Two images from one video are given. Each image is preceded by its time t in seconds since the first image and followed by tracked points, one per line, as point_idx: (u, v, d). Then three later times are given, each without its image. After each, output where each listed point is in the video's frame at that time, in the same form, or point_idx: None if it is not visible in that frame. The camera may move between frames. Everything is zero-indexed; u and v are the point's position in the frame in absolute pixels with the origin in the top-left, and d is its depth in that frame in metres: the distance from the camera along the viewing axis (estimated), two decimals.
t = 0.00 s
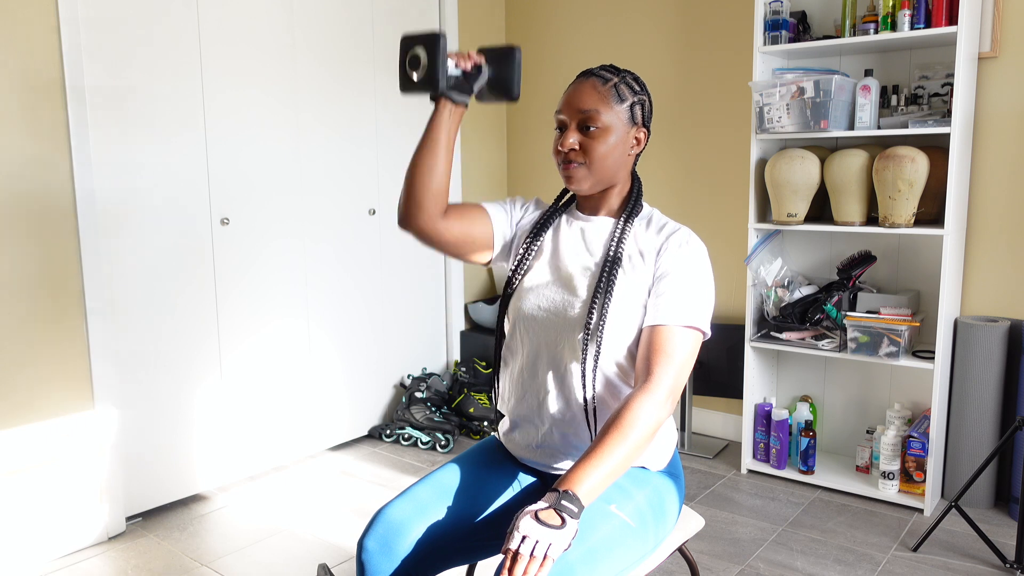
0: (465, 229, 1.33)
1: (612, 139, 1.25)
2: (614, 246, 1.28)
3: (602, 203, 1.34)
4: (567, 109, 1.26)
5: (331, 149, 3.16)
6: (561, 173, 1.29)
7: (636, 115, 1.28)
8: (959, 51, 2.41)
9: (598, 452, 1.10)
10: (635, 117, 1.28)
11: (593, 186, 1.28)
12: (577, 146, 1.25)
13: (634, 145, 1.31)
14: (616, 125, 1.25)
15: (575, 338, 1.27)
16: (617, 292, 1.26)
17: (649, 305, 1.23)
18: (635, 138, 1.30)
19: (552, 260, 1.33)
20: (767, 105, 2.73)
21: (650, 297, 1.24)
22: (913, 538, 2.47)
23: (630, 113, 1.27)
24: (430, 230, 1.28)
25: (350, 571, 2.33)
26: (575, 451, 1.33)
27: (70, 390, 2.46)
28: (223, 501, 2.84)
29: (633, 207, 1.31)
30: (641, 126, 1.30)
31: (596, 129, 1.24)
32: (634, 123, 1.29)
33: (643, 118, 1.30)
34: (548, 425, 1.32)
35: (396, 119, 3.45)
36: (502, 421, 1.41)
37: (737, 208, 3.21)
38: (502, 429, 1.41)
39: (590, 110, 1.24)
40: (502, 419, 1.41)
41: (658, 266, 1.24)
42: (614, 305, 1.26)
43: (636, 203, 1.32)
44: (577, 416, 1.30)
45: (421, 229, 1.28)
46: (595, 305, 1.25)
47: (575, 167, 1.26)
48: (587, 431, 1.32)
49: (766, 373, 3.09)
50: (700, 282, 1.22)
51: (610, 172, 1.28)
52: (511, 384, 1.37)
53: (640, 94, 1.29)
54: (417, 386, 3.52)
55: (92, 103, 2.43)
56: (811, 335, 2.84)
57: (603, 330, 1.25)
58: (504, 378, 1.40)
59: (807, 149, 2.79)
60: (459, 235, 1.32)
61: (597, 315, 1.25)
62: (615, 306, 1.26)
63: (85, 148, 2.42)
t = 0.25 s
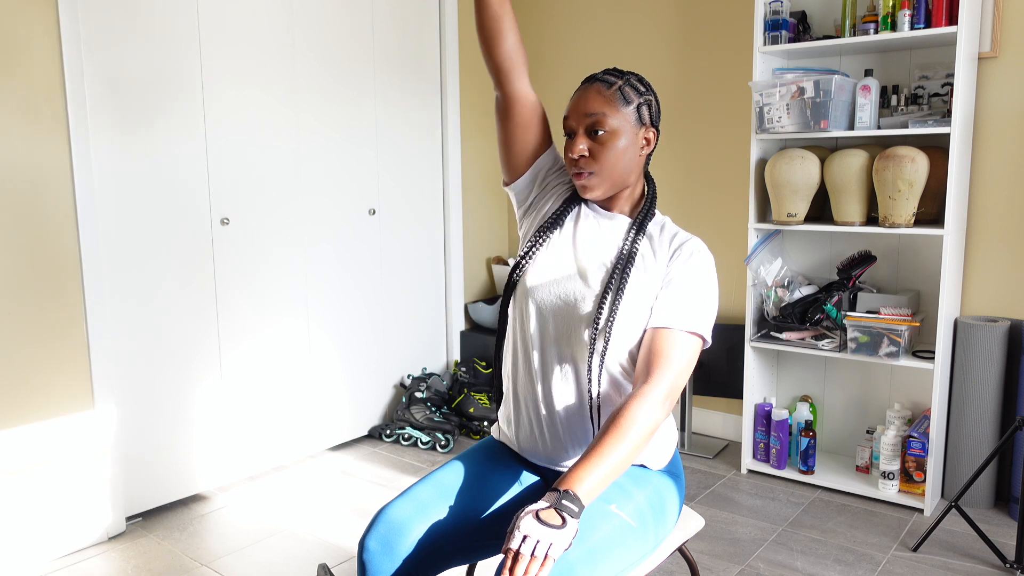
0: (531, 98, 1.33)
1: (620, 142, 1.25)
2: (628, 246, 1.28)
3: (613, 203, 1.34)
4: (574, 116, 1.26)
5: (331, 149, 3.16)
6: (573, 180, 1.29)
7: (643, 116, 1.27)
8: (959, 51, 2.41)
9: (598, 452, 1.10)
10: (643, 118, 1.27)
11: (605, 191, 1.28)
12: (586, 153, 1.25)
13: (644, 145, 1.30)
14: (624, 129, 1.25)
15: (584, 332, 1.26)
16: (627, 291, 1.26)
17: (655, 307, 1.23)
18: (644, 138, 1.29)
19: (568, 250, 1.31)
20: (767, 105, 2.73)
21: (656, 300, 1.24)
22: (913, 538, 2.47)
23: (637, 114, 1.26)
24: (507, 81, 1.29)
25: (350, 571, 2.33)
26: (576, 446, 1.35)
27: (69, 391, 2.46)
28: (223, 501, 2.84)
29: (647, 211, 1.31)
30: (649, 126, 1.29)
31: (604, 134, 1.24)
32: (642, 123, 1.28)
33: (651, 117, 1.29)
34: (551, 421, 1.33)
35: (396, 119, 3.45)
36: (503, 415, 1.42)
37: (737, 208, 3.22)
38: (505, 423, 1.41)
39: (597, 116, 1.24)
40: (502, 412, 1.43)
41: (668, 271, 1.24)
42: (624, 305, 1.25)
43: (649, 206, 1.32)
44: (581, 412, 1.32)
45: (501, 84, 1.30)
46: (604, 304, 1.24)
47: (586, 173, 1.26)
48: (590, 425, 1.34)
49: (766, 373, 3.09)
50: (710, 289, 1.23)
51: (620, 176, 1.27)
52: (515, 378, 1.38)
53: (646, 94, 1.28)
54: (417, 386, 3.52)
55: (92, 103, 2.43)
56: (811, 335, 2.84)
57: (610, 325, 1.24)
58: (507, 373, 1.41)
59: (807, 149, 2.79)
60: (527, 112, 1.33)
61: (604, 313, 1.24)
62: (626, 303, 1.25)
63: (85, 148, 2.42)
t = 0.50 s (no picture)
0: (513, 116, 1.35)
1: (624, 143, 1.25)
2: (629, 245, 1.27)
3: (616, 205, 1.33)
4: (579, 116, 1.26)
5: (331, 149, 3.16)
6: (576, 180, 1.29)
7: (649, 118, 1.27)
8: (959, 51, 2.41)
9: (598, 452, 1.10)
10: (649, 119, 1.27)
11: (608, 192, 1.28)
12: (590, 152, 1.25)
13: (649, 147, 1.30)
14: (629, 130, 1.25)
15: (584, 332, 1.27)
16: (627, 291, 1.26)
17: (655, 308, 1.23)
18: (649, 140, 1.29)
19: (569, 252, 1.31)
20: (767, 105, 2.73)
21: (657, 301, 1.24)
22: (913, 538, 2.46)
23: (642, 116, 1.26)
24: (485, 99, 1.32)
25: (349, 571, 2.33)
26: (577, 446, 1.35)
27: (70, 390, 2.46)
28: (223, 501, 2.84)
29: (648, 212, 1.30)
30: (654, 127, 1.29)
31: (608, 134, 1.24)
32: (648, 125, 1.28)
33: (657, 120, 1.29)
34: (551, 420, 1.33)
35: (396, 119, 3.45)
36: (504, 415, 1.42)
37: (737, 208, 3.22)
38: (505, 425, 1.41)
39: (602, 116, 1.24)
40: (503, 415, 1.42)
41: (668, 270, 1.24)
42: (624, 305, 1.25)
43: (651, 207, 1.31)
44: (581, 411, 1.32)
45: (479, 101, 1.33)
46: (603, 304, 1.24)
47: (589, 173, 1.26)
48: (590, 426, 1.33)
49: (766, 373, 3.09)
50: (709, 289, 1.22)
51: (624, 177, 1.27)
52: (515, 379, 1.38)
53: (652, 97, 1.28)
54: (417, 386, 3.52)
55: (92, 103, 2.43)
56: (811, 335, 2.85)
57: (609, 327, 1.24)
58: (507, 375, 1.41)
59: (807, 148, 2.79)
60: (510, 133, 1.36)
61: (604, 313, 1.25)
62: (625, 305, 1.25)
63: (85, 148, 2.42)
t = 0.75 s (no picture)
0: (470, 193, 1.35)
1: (630, 144, 1.25)
2: (625, 245, 1.28)
3: (613, 206, 1.34)
4: (588, 110, 1.26)
5: (331, 149, 3.16)
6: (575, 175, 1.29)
7: (657, 124, 1.27)
8: (959, 51, 2.41)
9: (599, 453, 1.10)
10: (657, 126, 1.27)
11: (605, 191, 1.28)
12: (594, 150, 1.25)
13: (652, 152, 1.30)
14: (636, 134, 1.25)
15: (581, 333, 1.27)
16: (625, 292, 1.26)
17: (653, 309, 1.23)
18: (654, 145, 1.29)
19: (563, 256, 1.32)
20: (767, 105, 2.73)
21: (655, 302, 1.24)
22: (913, 538, 2.47)
23: (651, 121, 1.26)
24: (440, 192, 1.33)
25: (350, 571, 2.33)
26: (577, 448, 1.35)
27: (70, 390, 2.46)
28: (223, 501, 2.84)
29: (645, 214, 1.31)
30: (661, 134, 1.29)
31: (615, 135, 1.24)
32: (655, 131, 1.28)
33: (665, 127, 1.29)
34: (550, 421, 1.33)
35: (396, 119, 3.45)
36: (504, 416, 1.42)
37: (737, 208, 3.22)
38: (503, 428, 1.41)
39: (612, 116, 1.23)
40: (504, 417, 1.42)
41: (666, 270, 1.24)
42: (621, 306, 1.25)
43: (648, 209, 1.32)
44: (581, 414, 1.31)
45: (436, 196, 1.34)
46: (601, 306, 1.25)
47: (590, 171, 1.26)
48: (589, 429, 1.33)
49: (766, 373, 3.09)
50: (706, 288, 1.22)
51: (624, 179, 1.27)
52: (514, 380, 1.38)
53: (664, 103, 1.28)
54: (417, 386, 3.52)
55: (92, 103, 2.43)
56: (811, 335, 2.85)
57: (609, 330, 1.24)
58: (506, 376, 1.40)
59: (807, 149, 2.79)
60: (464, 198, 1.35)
61: (602, 315, 1.25)
62: (622, 307, 1.25)
63: (85, 148, 2.42)
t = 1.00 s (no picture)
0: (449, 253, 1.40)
1: (630, 147, 1.25)
2: (620, 246, 1.28)
3: (608, 206, 1.34)
4: (592, 108, 1.25)
5: (331, 149, 3.16)
6: (570, 170, 1.29)
7: (658, 130, 1.28)
8: (959, 51, 2.41)
9: (599, 454, 1.10)
10: (657, 132, 1.28)
11: (600, 190, 1.29)
12: (593, 150, 1.25)
13: (649, 157, 1.31)
14: (637, 138, 1.25)
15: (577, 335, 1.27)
16: (621, 293, 1.26)
17: (650, 309, 1.23)
18: (652, 150, 1.30)
19: (558, 261, 1.33)
20: (767, 105, 2.73)
21: (652, 301, 1.24)
22: (913, 538, 2.47)
23: (652, 126, 1.27)
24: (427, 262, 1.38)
25: (350, 571, 2.32)
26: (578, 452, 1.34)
27: (70, 390, 2.46)
28: (223, 501, 2.84)
29: (639, 215, 1.32)
30: (660, 139, 1.30)
31: (616, 137, 1.24)
32: (655, 137, 1.29)
33: (664, 133, 1.30)
34: (548, 425, 1.33)
35: (396, 119, 3.45)
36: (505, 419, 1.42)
37: (737, 208, 3.22)
38: (504, 429, 1.41)
39: (616, 117, 1.23)
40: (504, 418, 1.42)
41: (661, 270, 1.25)
42: (618, 307, 1.26)
43: (642, 210, 1.33)
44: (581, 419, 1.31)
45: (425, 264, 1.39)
46: (597, 309, 1.25)
47: (587, 169, 1.26)
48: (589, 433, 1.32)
49: (766, 373, 3.09)
50: (702, 286, 1.22)
51: (620, 180, 1.28)
52: (513, 382, 1.38)
53: (667, 109, 1.29)
54: (417, 386, 3.52)
55: (92, 103, 2.43)
56: (811, 335, 2.85)
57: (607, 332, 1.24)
58: (506, 378, 1.40)
59: (807, 149, 2.79)
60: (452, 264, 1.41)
61: (600, 317, 1.25)
62: (619, 308, 1.26)
63: (85, 148, 2.42)
